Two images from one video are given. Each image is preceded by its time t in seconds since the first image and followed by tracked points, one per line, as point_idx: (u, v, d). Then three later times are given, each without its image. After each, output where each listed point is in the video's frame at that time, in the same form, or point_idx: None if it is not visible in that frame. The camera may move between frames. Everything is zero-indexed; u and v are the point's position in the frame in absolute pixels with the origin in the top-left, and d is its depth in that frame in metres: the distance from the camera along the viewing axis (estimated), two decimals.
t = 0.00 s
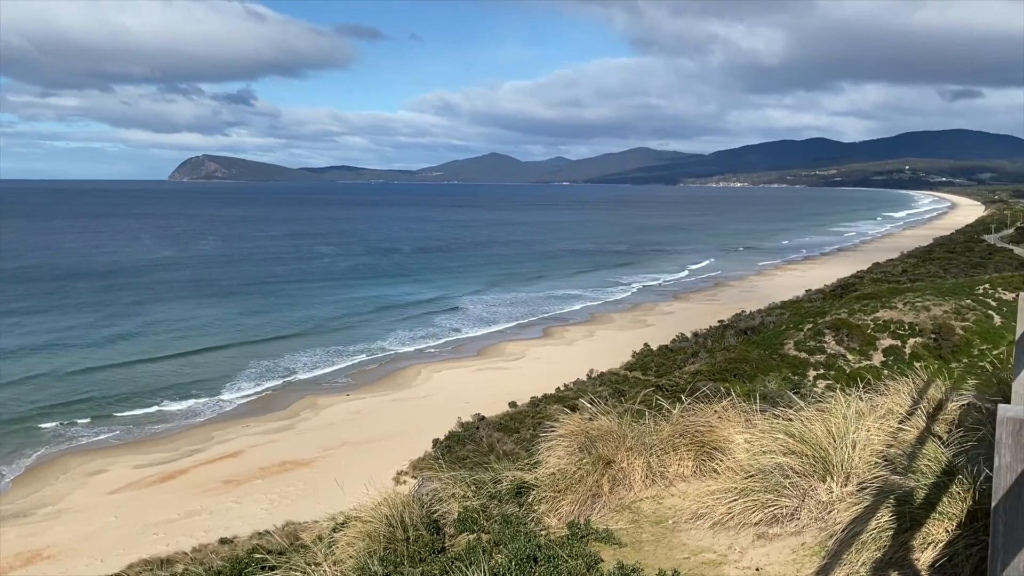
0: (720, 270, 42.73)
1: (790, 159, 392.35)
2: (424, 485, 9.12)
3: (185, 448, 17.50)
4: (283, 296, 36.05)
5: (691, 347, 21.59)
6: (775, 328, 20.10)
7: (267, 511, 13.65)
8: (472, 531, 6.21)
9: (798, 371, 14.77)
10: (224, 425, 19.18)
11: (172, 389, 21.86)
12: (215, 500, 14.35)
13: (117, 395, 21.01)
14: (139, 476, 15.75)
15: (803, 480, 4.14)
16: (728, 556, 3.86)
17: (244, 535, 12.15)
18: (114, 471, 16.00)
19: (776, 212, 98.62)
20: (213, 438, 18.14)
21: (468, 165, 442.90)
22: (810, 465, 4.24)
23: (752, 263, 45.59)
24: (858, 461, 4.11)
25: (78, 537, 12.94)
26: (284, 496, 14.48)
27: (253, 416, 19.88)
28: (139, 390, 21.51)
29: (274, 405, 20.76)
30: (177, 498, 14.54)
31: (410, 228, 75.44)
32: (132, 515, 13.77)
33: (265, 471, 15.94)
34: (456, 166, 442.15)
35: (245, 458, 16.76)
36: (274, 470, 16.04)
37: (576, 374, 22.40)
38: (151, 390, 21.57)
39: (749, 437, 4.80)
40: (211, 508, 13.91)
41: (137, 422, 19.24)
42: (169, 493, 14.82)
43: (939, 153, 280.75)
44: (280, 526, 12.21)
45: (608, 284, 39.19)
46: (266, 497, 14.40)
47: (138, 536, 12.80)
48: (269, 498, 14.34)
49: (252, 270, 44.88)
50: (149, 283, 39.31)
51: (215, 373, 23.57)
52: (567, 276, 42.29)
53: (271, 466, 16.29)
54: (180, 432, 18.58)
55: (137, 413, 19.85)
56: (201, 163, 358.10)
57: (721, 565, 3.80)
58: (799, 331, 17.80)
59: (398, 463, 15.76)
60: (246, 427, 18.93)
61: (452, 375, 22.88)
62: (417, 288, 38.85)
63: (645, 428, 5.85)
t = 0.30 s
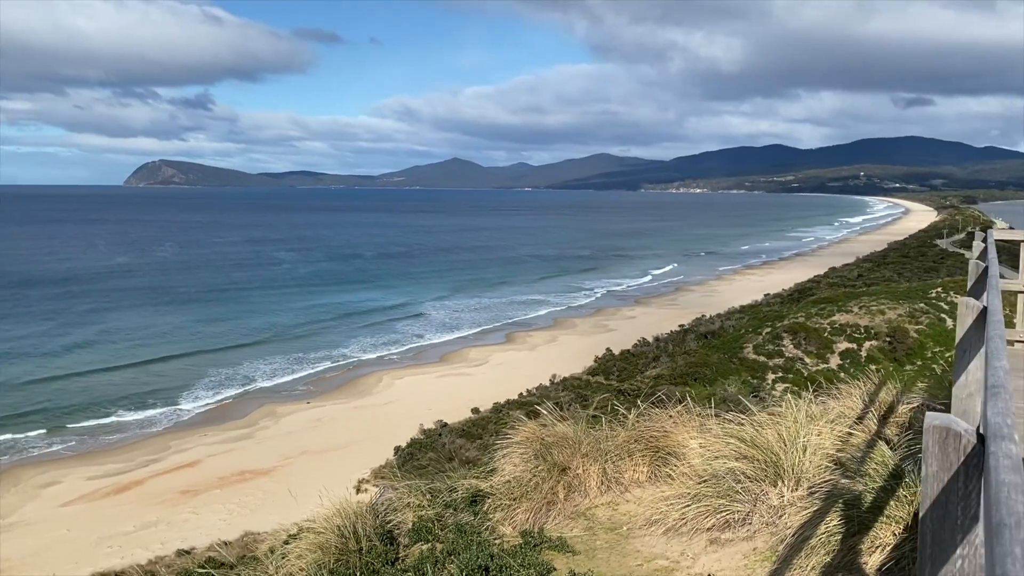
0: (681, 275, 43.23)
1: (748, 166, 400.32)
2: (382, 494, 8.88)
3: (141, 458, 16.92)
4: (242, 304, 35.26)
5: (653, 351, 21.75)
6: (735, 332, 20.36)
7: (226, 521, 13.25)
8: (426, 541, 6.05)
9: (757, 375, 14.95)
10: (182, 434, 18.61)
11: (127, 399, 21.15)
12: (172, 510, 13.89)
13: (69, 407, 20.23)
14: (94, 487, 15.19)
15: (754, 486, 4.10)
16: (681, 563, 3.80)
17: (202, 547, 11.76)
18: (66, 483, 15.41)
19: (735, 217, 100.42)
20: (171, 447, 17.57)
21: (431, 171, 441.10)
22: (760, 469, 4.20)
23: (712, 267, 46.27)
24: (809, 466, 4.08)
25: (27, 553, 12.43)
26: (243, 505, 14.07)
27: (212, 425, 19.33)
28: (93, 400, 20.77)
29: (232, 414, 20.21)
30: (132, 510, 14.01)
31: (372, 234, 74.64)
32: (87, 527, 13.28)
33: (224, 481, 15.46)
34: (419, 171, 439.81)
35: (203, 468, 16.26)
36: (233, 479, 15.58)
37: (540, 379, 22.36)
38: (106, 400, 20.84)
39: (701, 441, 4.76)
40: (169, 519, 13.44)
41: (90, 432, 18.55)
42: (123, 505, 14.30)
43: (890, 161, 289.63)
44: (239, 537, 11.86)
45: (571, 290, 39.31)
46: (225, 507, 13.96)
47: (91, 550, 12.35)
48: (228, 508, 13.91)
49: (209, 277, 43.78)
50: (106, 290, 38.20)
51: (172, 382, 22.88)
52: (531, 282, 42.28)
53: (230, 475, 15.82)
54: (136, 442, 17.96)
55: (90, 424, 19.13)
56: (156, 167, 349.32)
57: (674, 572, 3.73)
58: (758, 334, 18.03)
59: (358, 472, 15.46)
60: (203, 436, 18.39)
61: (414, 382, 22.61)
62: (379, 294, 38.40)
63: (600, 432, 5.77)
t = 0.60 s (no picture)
0: (642, 281, 43.59)
1: (706, 174, 407.51)
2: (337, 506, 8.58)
3: (95, 471, 16.28)
4: (198, 312, 34.30)
5: (614, 357, 21.81)
6: (694, 338, 20.54)
7: (184, 533, 12.80)
8: (377, 555, 5.79)
9: (716, 380, 15.04)
10: (136, 445, 17.95)
11: (79, 411, 20.36)
12: (126, 523, 13.38)
13: (16, 420, 19.38)
14: (44, 501, 14.58)
15: (704, 494, 4.02)
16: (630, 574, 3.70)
17: (156, 560, 11.33)
18: (14, 498, 14.76)
19: (694, 224, 101.98)
20: (126, 459, 16.95)
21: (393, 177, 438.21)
22: (709, 477, 4.12)
23: (673, 274, 46.80)
24: (756, 475, 4.02)
25: None
26: (202, 516, 13.60)
27: (169, 435, 18.71)
28: (42, 413, 19.93)
29: (187, 424, 19.53)
30: (84, 523, 13.49)
31: (333, 241, 73.58)
32: (36, 543, 12.75)
33: (180, 492, 14.92)
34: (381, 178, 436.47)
35: (160, 479, 15.69)
36: (190, 490, 15.04)
37: (502, 385, 22.22)
38: (56, 413, 20.02)
39: (653, 449, 4.67)
40: (124, 532, 12.97)
41: (39, 446, 17.78)
42: (74, 519, 13.73)
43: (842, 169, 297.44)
44: (196, 549, 11.47)
45: (534, 296, 39.30)
46: (183, 518, 13.48)
47: (41, 566, 11.91)
48: (185, 519, 13.43)
49: (164, 285, 42.54)
50: (57, 300, 36.77)
51: (127, 393, 22.10)
52: (493, 289, 42.10)
53: (187, 486, 15.28)
54: (88, 455, 17.28)
55: (39, 437, 18.34)
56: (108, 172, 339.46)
57: None
58: (717, 340, 18.18)
59: (318, 481, 15.06)
60: (158, 448, 17.71)
61: (376, 390, 22.24)
62: (340, 302, 37.77)
63: (553, 442, 5.63)
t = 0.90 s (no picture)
0: (603, 287, 43.84)
1: (665, 181, 414.54)
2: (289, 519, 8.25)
3: (44, 483, 15.59)
4: (152, 320, 33.25)
5: (574, 363, 21.81)
6: (653, 343, 20.65)
7: (138, 545, 12.35)
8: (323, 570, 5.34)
9: (675, 384, 15.09)
10: (87, 456, 17.24)
11: (27, 423, 19.48)
12: (76, 537, 12.88)
13: None
14: None
15: (655, 504, 3.93)
16: None
17: None
18: None
19: (653, 230, 103.34)
20: (76, 470, 16.26)
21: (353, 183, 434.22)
22: (660, 487, 4.03)
23: (633, 279, 47.19)
24: (708, 484, 3.94)
25: None
26: (158, 527, 13.13)
27: (122, 446, 18.02)
28: None
29: (141, 434, 18.83)
30: (31, 538, 12.94)
31: (293, 247, 72.32)
32: None
33: (133, 504, 14.37)
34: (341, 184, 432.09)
35: (112, 490, 15.10)
36: (144, 502, 14.50)
37: (463, 392, 22.02)
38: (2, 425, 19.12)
39: (605, 457, 4.57)
40: (74, 546, 12.49)
41: None
42: (21, 534, 13.14)
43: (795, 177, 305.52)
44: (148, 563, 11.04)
45: (496, 302, 39.16)
46: (137, 531, 13.00)
47: None
48: (140, 531, 12.96)
49: (116, 292, 41.18)
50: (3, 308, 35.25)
51: (77, 403, 21.25)
52: (455, 295, 41.81)
53: (141, 497, 14.74)
54: (36, 467, 16.54)
55: None
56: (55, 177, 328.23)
57: None
58: (676, 345, 18.28)
59: (276, 491, 14.62)
60: (111, 458, 17.03)
61: (335, 397, 21.78)
62: (299, 309, 37.03)
63: (506, 451, 5.49)
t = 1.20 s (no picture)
0: (566, 292, 43.97)
1: (626, 186, 419.43)
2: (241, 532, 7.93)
3: None
4: (106, 326, 32.14)
5: (537, 367, 21.75)
6: (615, 347, 20.73)
7: (90, 559, 11.90)
8: None
9: (637, 388, 15.11)
10: (36, 467, 16.52)
11: None
12: (24, 551, 12.36)
13: None
14: None
15: (610, 514, 3.83)
16: None
17: None
18: None
19: (615, 235, 104.21)
20: (25, 482, 15.58)
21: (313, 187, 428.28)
22: (615, 496, 3.94)
23: (595, 284, 47.45)
24: (663, 493, 3.86)
25: None
26: (112, 540, 12.68)
27: (73, 456, 17.32)
28: None
29: (93, 444, 18.13)
30: None
31: (251, 252, 70.87)
32: None
33: (86, 515, 13.85)
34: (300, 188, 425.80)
35: (63, 502, 14.51)
36: (97, 512, 14.00)
37: (425, 398, 21.76)
38: None
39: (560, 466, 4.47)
40: (22, 560, 12.00)
41: None
42: None
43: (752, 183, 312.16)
44: None
45: (458, 307, 38.90)
46: (90, 543, 12.53)
47: None
48: (93, 544, 12.49)
49: (68, 298, 39.74)
50: None
51: (26, 413, 20.37)
52: (418, 300, 41.44)
53: (94, 508, 14.22)
54: None
55: None
56: None
57: None
58: (637, 349, 18.36)
59: (233, 500, 14.20)
60: (62, 469, 16.36)
61: (295, 404, 21.29)
62: (259, 315, 36.22)
63: (461, 460, 5.34)
